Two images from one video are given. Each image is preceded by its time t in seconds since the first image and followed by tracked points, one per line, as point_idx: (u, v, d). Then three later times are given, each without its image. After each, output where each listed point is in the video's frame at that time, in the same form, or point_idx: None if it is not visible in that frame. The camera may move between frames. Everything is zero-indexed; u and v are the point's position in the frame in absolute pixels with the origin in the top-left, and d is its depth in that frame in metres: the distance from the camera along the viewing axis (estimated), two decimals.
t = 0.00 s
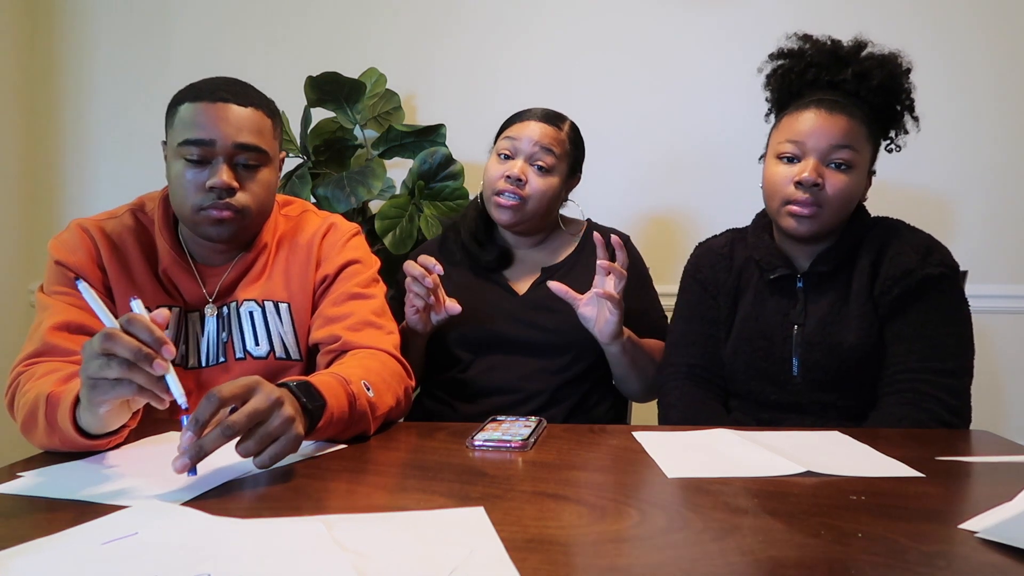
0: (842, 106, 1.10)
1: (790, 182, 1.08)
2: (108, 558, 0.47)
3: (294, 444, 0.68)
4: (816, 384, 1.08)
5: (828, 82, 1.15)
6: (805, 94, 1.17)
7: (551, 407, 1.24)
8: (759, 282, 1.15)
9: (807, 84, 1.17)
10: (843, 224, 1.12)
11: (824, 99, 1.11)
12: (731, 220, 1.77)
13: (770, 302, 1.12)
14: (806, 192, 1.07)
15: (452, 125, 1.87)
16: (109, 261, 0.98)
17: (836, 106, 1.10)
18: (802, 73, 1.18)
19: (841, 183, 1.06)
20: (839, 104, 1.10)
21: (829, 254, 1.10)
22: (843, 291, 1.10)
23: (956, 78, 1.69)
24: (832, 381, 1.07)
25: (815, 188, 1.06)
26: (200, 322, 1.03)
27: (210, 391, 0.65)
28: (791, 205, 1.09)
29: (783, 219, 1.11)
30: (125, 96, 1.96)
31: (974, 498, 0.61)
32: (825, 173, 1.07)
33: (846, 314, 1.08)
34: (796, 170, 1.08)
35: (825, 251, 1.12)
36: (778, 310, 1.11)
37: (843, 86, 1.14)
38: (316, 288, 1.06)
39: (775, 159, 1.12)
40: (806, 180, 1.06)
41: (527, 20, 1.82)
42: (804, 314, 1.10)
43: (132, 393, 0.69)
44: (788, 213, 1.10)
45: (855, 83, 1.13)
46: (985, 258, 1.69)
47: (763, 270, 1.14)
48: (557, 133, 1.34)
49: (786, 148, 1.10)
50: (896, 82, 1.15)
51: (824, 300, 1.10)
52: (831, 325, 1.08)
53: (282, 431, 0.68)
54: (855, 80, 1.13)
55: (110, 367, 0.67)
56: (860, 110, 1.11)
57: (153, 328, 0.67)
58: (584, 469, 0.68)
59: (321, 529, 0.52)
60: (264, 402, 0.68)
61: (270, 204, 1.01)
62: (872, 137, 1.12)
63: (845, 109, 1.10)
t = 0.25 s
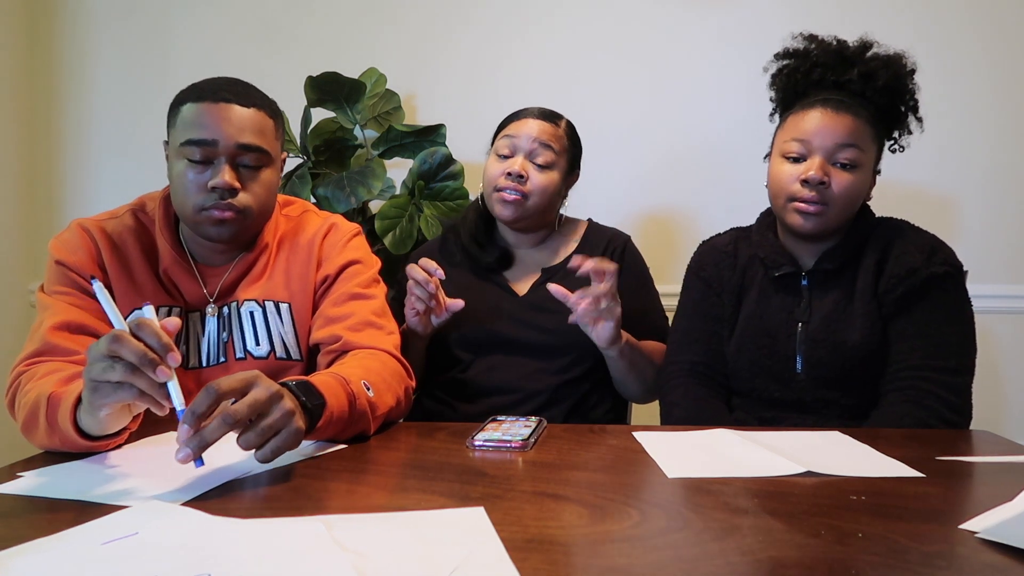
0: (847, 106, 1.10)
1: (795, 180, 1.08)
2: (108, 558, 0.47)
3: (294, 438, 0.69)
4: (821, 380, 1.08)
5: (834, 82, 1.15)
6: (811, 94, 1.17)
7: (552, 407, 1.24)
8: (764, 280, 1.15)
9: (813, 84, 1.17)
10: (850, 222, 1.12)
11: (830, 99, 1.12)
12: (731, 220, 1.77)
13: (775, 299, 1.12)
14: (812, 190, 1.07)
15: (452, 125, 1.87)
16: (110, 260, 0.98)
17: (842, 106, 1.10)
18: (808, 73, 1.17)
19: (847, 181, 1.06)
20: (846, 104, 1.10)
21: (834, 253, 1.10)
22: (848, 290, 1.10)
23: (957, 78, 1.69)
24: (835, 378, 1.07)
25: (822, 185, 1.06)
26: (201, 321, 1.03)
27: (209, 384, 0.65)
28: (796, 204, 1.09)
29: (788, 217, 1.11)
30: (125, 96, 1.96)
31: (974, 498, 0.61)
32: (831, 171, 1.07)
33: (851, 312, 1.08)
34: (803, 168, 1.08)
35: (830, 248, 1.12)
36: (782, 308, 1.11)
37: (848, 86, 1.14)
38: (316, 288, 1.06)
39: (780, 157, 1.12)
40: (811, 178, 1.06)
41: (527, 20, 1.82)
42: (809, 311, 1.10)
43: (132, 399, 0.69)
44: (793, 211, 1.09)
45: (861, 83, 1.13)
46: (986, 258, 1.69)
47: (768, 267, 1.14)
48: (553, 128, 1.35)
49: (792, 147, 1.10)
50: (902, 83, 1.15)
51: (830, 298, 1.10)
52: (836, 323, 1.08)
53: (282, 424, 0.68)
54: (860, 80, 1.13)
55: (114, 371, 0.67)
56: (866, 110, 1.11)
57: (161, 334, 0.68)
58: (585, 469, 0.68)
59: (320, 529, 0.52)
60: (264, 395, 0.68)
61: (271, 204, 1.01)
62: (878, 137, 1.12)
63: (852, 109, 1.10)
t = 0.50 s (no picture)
0: (851, 105, 1.10)
1: (799, 180, 1.08)
2: (108, 558, 0.47)
3: (297, 420, 0.71)
4: (821, 382, 1.08)
5: (837, 82, 1.15)
6: (814, 94, 1.17)
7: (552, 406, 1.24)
8: (766, 280, 1.15)
9: (816, 84, 1.17)
10: (853, 221, 1.12)
11: (834, 99, 1.12)
12: (731, 221, 1.77)
13: (777, 300, 1.12)
14: (815, 190, 1.07)
15: (452, 125, 1.87)
16: (115, 257, 0.98)
17: (845, 106, 1.10)
18: (811, 72, 1.17)
19: (849, 182, 1.06)
20: (850, 104, 1.10)
21: (836, 254, 1.10)
22: (850, 291, 1.10)
23: (957, 79, 1.69)
24: (836, 379, 1.07)
25: (825, 186, 1.06)
26: (205, 319, 1.03)
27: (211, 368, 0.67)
28: (800, 203, 1.09)
29: (791, 216, 1.11)
30: (125, 96, 1.96)
31: (974, 498, 0.61)
32: (834, 172, 1.07)
33: (853, 313, 1.08)
34: (806, 167, 1.08)
35: (833, 249, 1.12)
36: (784, 309, 1.11)
37: (852, 86, 1.14)
38: (321, 285, 1.06)
39: (783, 157, 1.12)
40: (814, 178, 1.06)
41: (528, 20, 1.82)
42: (811, 312, 1.10)
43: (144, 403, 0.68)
44: (797, 210, 1.09)
45: (865, 83, 1.13)
46: (986, 258, 1.69)
47: (770, 268, 1.14)
48: (552, 124, 1.36)
49: (795, 146, 1.10)
50: (905, 83, 1.15)
51: (832, 299, 1.10)
52: (838, 324, 1.08)
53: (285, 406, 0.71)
54: (864, 80, 1.13)
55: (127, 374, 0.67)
56: (869, 109, 1.11)
57: (172, 338, 0.68)
58: (585, 469, 0.68)
59: (321, 529, 0.51)
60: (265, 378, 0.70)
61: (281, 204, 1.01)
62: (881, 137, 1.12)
63: (856, 109, 1.10)
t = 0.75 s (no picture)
0: (851, 105, 1.10)
1: (800, 180, 1.08)
2: (109, 558, 0.47)
3: (302, 417, 0.71)
4: (822, 382, 1.08)
5: (837, 82, 1.15)
6: (814, 94, 1.17)
7: (552, 407, 1.25)
8: (767, 280, 1.15)
9: (817, 83, 1.17)
10: (853, 222, 1.12)
11: (834, 99, 1.11)
12: (731, 221, 1.77)
13: (778, 301, 1.12)
14: (816, 191, 1.07)
15: (452, 125, 1.87)
16: (118, 259, 0.98)
17: (846, 106, 1.10)
18: (812, 72, 1.17)
19: (851, 183, 1.06)
20: (851, 103, 1.10)
21: (837, 255, 1.10)
22: (852, 291, 1.10)
23: (957, 78, 1.69)
24: (837, 379, 1.07)
25: (826, 187, 1.06)
26: (207, 320, 1.03)
27: (216, 366, 0.67)
28: (801, 203, 1.09)
29: (793, 217, 1.11)
30: (126, 96, 1.96)
31: (974, 498, 0.61)
32: (835, 172, 1.07)
33: (855, 314, 1.08)
34: (807, 169, 1.08)
35: (834, 250, 1.12)
36: (786, 309, 1.11)
37: (853, 85, 1.14)
38: (322, 287, 1.06)
39: (784, 157, 1.12)
40: (815, 180, 1.06)
41: (528, 20, 1.82)
42: (813, 313, 1.10)
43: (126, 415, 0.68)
44: (798, 211, 1.09)
45: (866, 82, 1.13)
46: (986, 258, 1.69)
47: (772, 268, 1.14)
48: (553, 121, 1.36)
49: (795, 146, 1.10)
50: (906, 82, 1.14)
51: (834, 300, 1.10)
52: (839, 325, 1.08)
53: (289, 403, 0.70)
54: (864, 80, 1.13)
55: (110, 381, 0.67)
56: (870, 109, 1.11)
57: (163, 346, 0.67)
58: (585, 469, 0.68)
59: (321, 529, 0.52)
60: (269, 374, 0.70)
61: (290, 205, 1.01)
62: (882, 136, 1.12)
63: (857, 109, 1.10)
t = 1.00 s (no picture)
0: (851, 105, 1.10)
1: (800, 181, 1.08)
2: (108, 558, 0.47)
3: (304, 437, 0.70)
4: (822, 382, 1.08)
5: (838, 82, 1.15)
6: (814, 94, 1.17)
7: (552, 407, 1.25)
8: (766, 281, 1.15)
9: (817, 83, 1.17)
10: (853, 222, 1.12)
11: (834, 99, 1.11)
12: (731, 221, 1.77)
13: (778, 301, 1.12)
14: (816, 191, 1.07)
15: (452, 125, 1.87)
16: (116, 260, 0.98)
17: (846, 106, 1.10)
18: (812, 72, 1.17)
19: (850, 183, 1.06)
20: (850, 103, 1.10)
21: (837, 255, 1.10)
22: (851, 292, 1.10)
23: (956, 78, 1.69)
24: (837, 380, 1.07)
25: (825, 187, 1.06)
26: (207, 320, 1.03)
27: (250, 382, 0.66)
28: (801, 203, 1.09)
29: (793, 217, 1.11)
30: (126, 96, 1.96)
31: (974, 498, 0.61)
32: (835, 173, 1.07)
33: (854, 314, 1.08)
34: (807, 169, 1.08)
35: (834, 250, 1.12)
36: (785, 310, 1.11)
37: (853, 85, 1.14)
38: (322, 287, 1.05)
39: (784, 157, 1.12)
40: (815, 180, 1.06)
41: (528, 19, 1.82)
42: (812, 313, 1.10)
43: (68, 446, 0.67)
44: (797, 211, 1.09)
45: (866, 82, 1.13)
46: (986, 258, 1.69)
47: (772, 269, 1.14)
48: (552, 122, 1.36)
49: (795, 146, 1.10)
50: (906, 81, 1.14)
51: (833, 300, 1.10)
52: (839, 325, 1.08)
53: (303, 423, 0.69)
54: (865, 79, 1.13)
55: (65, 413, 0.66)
56: (870, 109, 1.11)
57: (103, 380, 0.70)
58: (585, 469, 0.68)
59: (321, 529, 0.52)
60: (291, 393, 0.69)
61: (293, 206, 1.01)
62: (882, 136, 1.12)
63: (856, 109, 1.10)
